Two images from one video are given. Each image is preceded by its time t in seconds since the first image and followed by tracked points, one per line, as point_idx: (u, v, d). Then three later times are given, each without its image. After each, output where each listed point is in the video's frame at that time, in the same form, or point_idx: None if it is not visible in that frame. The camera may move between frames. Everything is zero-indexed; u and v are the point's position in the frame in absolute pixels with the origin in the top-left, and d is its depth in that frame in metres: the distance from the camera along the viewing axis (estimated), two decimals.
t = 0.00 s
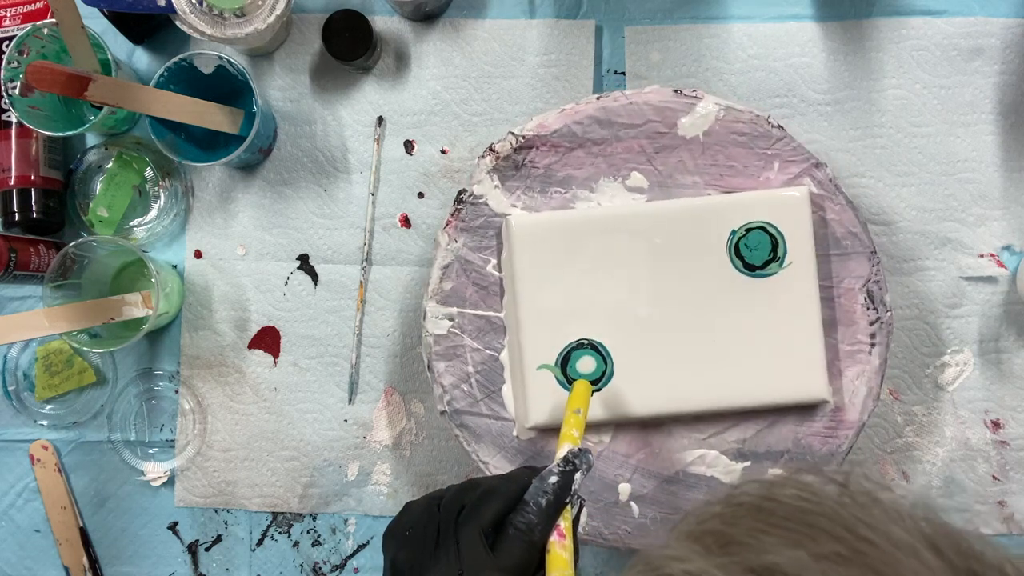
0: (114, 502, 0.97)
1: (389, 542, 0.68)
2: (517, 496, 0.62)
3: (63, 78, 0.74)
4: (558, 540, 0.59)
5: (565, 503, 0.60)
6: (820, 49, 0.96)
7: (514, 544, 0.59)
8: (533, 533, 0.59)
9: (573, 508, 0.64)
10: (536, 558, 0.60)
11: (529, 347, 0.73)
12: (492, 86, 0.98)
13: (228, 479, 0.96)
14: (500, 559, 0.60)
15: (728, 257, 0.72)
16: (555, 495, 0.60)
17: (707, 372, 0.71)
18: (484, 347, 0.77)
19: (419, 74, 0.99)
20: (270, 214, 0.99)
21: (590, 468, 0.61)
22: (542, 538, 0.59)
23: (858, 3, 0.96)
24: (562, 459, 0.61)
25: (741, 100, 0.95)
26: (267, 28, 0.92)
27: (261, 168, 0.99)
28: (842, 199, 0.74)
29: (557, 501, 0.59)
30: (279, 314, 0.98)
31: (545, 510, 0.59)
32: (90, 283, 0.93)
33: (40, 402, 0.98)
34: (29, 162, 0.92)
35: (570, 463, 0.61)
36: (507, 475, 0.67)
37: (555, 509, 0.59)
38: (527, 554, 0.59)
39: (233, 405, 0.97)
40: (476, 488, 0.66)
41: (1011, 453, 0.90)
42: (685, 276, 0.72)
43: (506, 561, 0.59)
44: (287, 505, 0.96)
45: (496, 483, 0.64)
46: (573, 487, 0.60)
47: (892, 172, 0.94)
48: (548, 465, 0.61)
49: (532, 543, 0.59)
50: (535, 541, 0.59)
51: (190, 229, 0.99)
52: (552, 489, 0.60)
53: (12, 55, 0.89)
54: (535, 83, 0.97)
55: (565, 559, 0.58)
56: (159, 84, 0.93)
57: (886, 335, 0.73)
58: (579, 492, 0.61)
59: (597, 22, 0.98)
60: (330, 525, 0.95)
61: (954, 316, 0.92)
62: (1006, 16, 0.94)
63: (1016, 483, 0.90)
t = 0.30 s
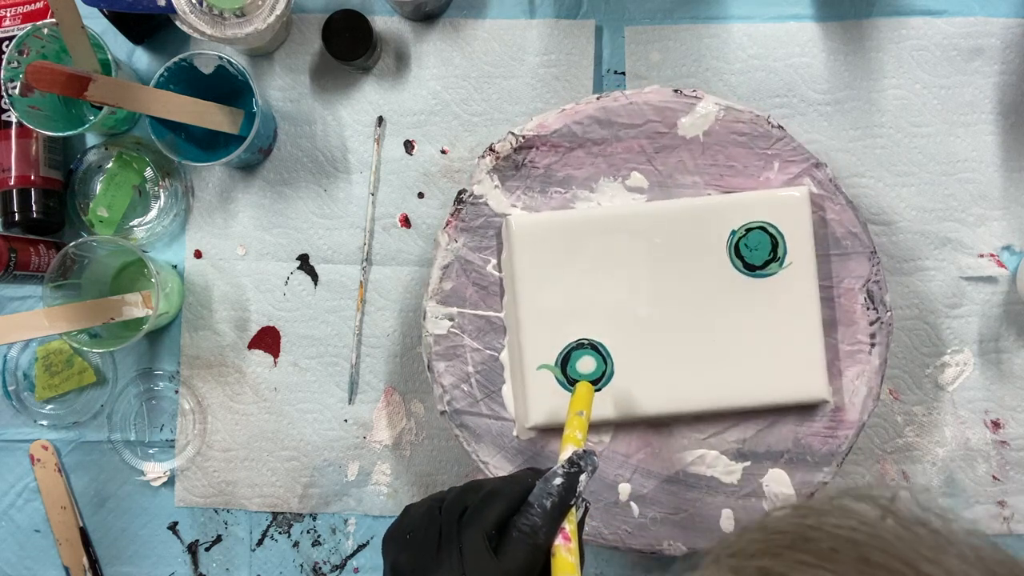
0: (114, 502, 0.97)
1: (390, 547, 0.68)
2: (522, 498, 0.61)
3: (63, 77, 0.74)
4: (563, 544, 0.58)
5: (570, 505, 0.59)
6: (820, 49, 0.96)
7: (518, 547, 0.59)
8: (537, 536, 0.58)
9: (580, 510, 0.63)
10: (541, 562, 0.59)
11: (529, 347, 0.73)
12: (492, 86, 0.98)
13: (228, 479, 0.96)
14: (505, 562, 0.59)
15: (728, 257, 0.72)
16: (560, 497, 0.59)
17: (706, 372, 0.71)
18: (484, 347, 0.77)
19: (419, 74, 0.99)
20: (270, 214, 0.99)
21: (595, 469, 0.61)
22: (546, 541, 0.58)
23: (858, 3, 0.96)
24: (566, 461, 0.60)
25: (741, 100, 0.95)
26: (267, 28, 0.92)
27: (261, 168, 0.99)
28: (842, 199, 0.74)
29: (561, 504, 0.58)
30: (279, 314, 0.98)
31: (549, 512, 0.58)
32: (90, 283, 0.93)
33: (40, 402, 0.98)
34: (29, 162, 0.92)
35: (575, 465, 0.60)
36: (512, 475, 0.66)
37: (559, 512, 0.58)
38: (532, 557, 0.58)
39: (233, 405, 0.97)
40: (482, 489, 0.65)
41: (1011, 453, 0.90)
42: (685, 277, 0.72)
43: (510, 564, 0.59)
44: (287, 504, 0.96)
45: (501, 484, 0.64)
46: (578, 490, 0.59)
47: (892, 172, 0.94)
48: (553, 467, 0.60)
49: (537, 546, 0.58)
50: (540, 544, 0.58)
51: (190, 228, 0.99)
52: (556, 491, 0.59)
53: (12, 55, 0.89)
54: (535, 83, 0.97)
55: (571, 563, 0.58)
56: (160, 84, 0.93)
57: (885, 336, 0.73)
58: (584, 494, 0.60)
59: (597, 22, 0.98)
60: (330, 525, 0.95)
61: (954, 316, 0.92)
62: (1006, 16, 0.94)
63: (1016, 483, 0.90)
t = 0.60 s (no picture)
0: (114, 502, 0.97)
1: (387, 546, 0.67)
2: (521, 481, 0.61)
3: (62, 77, 0.74)
4: (565, 529, 0.58)
5: (569, 488, 0.58)
6: (820, 49, 0.96)
7: (518, 529, 0.58)
8: (537, 517, 0.58)
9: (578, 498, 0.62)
10: (542, 545, 0.58)
11: (529, 347, 0.73)
12: (492, 86, 0.98)
13: (228, 479, 0.96)
14: (505, 546, 0.59)
15: (729, 257, 0.72)
16: (560, 478, 0.58)
17: (706, 373, 0.71)
18: (484, 347, 0.77)
19: (419, 74, 0.99)
20: (270, 214, 0.99)
21: (594, 455, 0.60)
22: (547, 523, 0.58)
23: (859, 3, 0.96)
24: (566, 447, 0.60)
25: (741, 100, 0.95)
26: (267, 28, 0.92)
27: (261, 168, 1.00)
28: (842, 199, 0.74)
29: (561, 485, 0.58)
30: (279, 314, 0.98)
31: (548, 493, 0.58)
32: (90, 282, 0.93)
33: (40, 402, 0.98)
34: (29, 162, 0.92)
35: (574, 449, 0.60)
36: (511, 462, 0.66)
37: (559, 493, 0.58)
38: (532, 539, 0.58)
39: (233, 405, 0.97)
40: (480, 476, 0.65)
41: (1011, 453, 0.90)
42: (685, 277, 0.72)
43: (510, 547, 0.58)
44: (287, 504, 0.96)
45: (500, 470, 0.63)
46: (578, 473, 0.59)
47: (892, 172, 0.94)
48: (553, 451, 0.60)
49: (536, 526, 0.57)
50: (541, 525, 0.57)
51: (190, 228, 0.99)
52: (556, 472, 0.58)
53: (12, 55, 0.89)
54: (535, 83, 0.97)
55: (574, 549, 0.57)
56: (160, 84, 0.93)
57: (885, 336, 0.73)
58: (584, 478, 0.59)
59: (597, 22, 0.98)
60: (330, 525, 0.95)
61: (954, 316, 0.92)
62: (1006, 16, 0.94)
63: (1016, 483, 0.90)
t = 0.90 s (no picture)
0: (114, 502, 0.97)
1: (395, 542, 0.67)
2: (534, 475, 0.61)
3: (62, 77, 0.73)
4: (580, 527, 0.59)
5: (583, 482, 0.59)
6: (820, 49, 0.96)
7: (534, 525, 0.59)
8: (552, 512, 0.59)
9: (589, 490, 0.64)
10: (556, 540, 0.59)
11: (529, 347, 0.73)
12: (492, 86, 0.98)
13: (228, 479, 0.96)
14: (520, 541, 0.59)
15: (729, 257, 0.72)
16: (574, 474, 0.59)
17: (706, 373, 0.72)
18: (484, 347, 0.77)
19: (419, 74, 0.99)
20: (270, 214, 0.99)
21: (608, 451, 0.61)
22: (562, 518, 0.59)
23: (859, 3, 0.96)
24: (579, 442, 0.60)
25: (741, 100, 0.95)
26: (267, 28, 0.92)
27: (261, 168, 1.00)
28: (842, 199, 0.74)
29: (575, 481, 0.59)
30: (279, 314, 0.98)
31: (563, 488, 0.59)
32: (90, 282, 0.93)
33: (40, 402, 0.98)
34: (29, 162, 0.92)
35: (588, 444, 0.60)
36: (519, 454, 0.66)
37: (573, 489, 0.59)
38: (547, 534, 0.59)
39: (233, 405, 0.97)
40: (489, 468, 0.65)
41: (1011, 453, 0.90)
42: (685, 277, 0.72)
43: (525, 542, 0.59)
44: (287, 504, 0.96)
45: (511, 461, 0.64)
46: (591, 467, 0.60)
47: (892, 172, 0.94)
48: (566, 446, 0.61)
49: (553, 522, 0.59)
50: (555, 520, 0.59)
51: (190, 228, 0.99)
52: (570, 467, 0.59)
53: (12, 55, 0.89)
54: (535, 83, 0.97)
55: (590, 546, 0.58)
56: (159, 84, 0.93)
57: (885, 336, 0.73)
58: (597, 473, 0.60)
59: (597, 22, 0.98)
60: (331, 525, 0.95)
61: (954, 316, 0.92)
62: (1006, 16, 0.94)
63: (1016, 483, 0.90)
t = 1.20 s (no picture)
0: (114, 502, 0.97)
1: (398, 537, 0.67)
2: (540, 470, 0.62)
3: (62, 78, 0.73)
4: (587, 522, 0.58)
5: (589, 478, 0.59)
6: (820, 49, 0.96)
7: (540, 518, 0.59)
8: (558, 507, 0.59)
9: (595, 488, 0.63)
10: (562, 535, 0.59)
11: (529, 347, 0.73)
12: (492, 86, 0.98)
13: (228, 479, 0.96)
14: (526, 536, 0.59)
15: (729, 257, 0.72)
16: (580, 468, 0.59)
17: (706, 373, 0.72)
18: (484, 347, 0.77)
19: (419, 74, 0.99)
20: (270, 214, 0.99)
21: (613, 448, 0.60)
22: (568, 513, 0.59)
23: (859, 3, 0.96)
24: (584, 439, 0.61)
25: (741, 100, 0.95)
26: (267, 28, 0.92)
27: (261, 168, 1.00)
28: (842, 199, 0.74)
29: (581, 475, 0.59)
30: (279, 314, 0.98)
31: (569, 482, 0.59)
32: (90, 282, 0.93)
33: (40, 402, 0.98)
34: (29, 162, 0.92)
35: (594, 441, 0.60)
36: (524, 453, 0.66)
37: (579, 483, 0.59)
38: (553, 528, 0.59)
39: (233, 405, 0.97)
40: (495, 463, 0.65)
41: (1011, 453, 0.90)
42: (685, 277, 0.72)
43: (531, 536, 0.59)
44: (287, 504, 0.96)
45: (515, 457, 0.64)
46: (597, 464, 0.59)
47: (892, 172, 0.94)
48: (572, 443, 0.61)
49: (559, 516, 0.59)
50: (561, 515, 0.59)
51: (190, 228, 0.99)
52: (576, 462, 0.59)
53: (12, 55, 0.89)
54: (535, 83, 0.97)
55: (597, 540, 0.57)
56: (160, 84, 0.93)
57: (885, 336, 0.73)
58: (602, 469, 0.60)
59: (597, 22, 0.98)
60: (330, 525, 0.95)
61: (954, 316, 0.92)
62: (1006, 16, 0.94)
63: (1016, 483, 0.90)
